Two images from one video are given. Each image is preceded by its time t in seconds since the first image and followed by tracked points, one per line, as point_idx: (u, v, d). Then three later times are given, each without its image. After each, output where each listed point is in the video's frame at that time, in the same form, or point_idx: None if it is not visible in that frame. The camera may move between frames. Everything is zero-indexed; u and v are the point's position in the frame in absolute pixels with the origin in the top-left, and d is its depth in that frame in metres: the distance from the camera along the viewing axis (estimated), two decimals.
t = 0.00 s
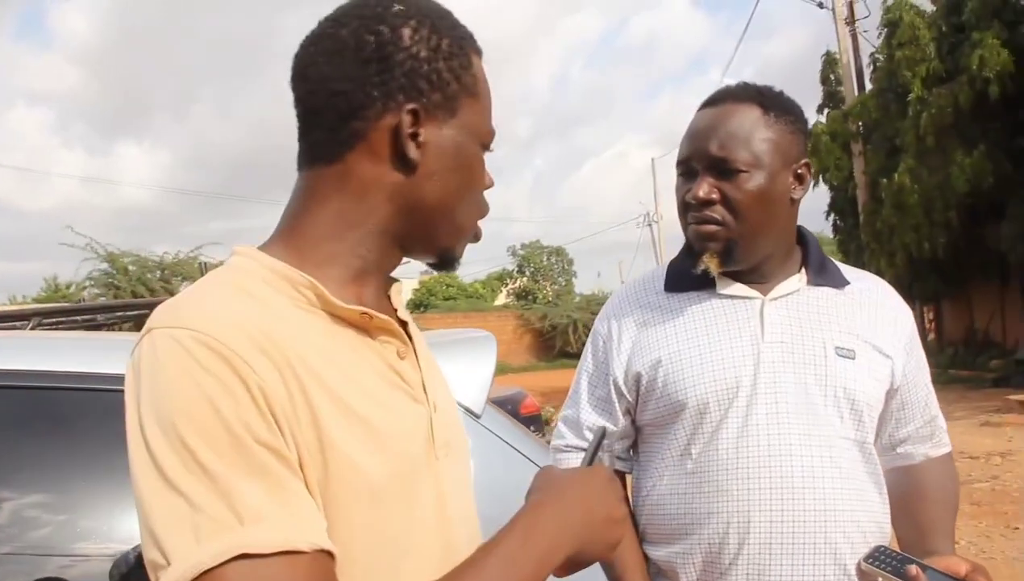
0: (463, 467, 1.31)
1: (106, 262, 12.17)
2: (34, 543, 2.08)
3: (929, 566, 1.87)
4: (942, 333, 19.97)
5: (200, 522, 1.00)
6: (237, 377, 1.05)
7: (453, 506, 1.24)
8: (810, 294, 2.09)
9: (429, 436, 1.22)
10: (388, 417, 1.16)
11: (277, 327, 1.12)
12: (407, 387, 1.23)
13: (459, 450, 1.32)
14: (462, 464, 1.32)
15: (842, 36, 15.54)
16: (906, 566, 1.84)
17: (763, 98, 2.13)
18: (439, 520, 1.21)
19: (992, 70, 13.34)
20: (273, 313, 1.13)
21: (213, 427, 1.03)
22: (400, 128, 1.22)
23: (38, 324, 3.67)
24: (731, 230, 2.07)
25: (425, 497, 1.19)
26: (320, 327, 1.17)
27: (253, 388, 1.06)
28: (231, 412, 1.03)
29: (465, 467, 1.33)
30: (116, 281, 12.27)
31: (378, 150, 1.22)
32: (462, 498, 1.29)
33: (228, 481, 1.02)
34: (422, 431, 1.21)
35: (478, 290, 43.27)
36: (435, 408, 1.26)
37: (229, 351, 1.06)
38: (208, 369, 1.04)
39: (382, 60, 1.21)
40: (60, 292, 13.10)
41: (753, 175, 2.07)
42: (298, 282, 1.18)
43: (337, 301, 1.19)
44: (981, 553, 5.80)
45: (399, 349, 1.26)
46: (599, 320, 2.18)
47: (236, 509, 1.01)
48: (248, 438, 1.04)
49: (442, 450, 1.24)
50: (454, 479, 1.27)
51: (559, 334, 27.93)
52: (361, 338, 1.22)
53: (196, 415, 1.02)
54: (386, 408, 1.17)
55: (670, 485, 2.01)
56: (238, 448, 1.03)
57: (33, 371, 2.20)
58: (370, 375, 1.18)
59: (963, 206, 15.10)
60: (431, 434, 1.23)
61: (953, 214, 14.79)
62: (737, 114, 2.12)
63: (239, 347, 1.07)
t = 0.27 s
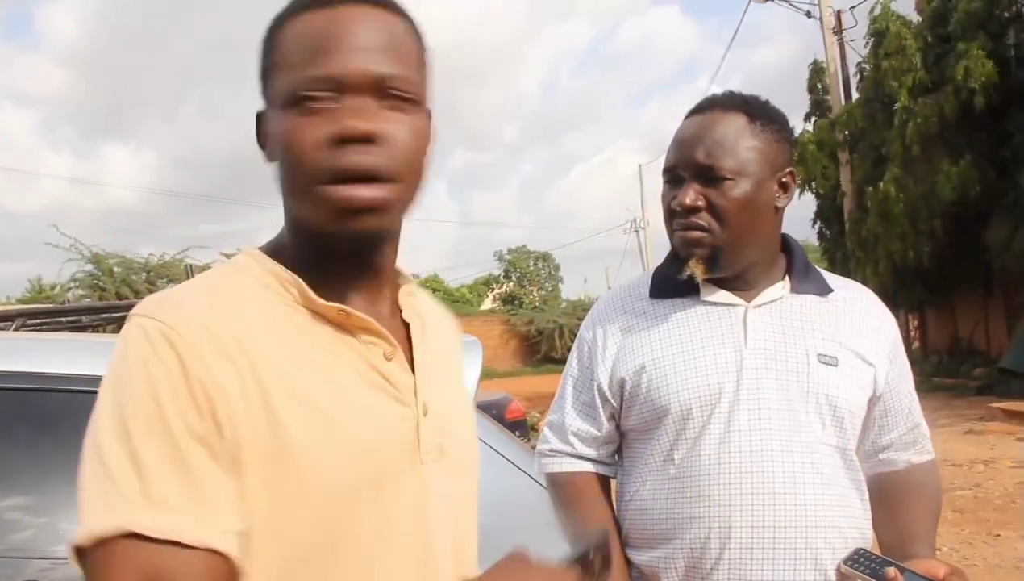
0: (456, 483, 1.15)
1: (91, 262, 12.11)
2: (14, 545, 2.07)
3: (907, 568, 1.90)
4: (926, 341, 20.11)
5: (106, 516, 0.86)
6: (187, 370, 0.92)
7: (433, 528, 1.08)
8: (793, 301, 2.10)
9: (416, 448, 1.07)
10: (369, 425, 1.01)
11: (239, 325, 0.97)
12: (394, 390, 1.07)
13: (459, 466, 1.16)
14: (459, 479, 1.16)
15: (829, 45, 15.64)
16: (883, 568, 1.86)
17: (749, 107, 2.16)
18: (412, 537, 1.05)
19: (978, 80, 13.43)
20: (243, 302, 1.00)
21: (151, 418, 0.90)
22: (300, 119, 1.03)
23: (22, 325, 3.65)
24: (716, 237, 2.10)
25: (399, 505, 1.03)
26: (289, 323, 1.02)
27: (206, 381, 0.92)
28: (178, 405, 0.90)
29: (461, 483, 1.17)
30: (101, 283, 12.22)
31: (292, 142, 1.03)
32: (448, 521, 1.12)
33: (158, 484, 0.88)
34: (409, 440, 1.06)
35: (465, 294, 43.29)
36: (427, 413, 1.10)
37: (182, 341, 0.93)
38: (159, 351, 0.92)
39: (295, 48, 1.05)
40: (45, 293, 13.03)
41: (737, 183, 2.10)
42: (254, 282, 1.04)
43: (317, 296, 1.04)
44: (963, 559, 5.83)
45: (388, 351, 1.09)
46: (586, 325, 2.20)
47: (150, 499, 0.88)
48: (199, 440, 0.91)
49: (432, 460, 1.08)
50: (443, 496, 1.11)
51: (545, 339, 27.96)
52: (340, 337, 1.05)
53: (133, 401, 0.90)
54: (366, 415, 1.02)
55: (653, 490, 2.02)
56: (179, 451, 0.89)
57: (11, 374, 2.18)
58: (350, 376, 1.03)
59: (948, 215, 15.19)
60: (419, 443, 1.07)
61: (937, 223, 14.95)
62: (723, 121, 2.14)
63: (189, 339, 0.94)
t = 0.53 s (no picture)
0: (441, 485, 1.21)
1: (82, 269, 12.06)
2: (6, 555, 2.07)
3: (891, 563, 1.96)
4: (917, 338, 20.20)
5: (95, 489, 1.14)
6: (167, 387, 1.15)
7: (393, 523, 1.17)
8: (779, 303, 2.13)
9: (383, 445, 1.17)
10: (324, 429, 1.15)
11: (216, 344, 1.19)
12: (360, 393, 1.18)
13: (453, 463, 1.21)
14: (451, 481, 1.21)
15: (818, 45, 15.71)
16: (869, 562, 1.91)
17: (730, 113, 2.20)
18: (373, 526, 1.16)
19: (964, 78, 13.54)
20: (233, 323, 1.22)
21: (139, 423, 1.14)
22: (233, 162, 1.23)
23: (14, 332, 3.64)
24: (701, 239, 2.13)
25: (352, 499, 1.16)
26: (262, 337, 1.20)
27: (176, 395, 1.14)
28: (158, 410, 1.14)
29: (455, 484, 1.22)
30: (92, 290, 12.17)
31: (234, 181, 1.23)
32: (422, 518, 1.19)
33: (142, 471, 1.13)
34: (371, 440, 1.17)
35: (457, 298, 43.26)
36: (400, 415, 1.18)
37: (164, 362, 1.16)
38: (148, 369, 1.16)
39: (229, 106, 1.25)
40: (35, 301, 12.96)
41: (720, 186, 2.13)
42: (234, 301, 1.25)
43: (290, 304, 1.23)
44: (955, 555, 5.87)
45: (356, 353, 1.20)
46: (576, 329, 2.24)
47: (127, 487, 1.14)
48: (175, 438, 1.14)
49: (402, 458, 1.18)
50: (420, 492, 1.19)
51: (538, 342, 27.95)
52: (318, 345, 1.20)
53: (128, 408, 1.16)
54: (318, 418, 1.15)
55: (643, 490, 2.05)
56: (158, 447, 1.13)
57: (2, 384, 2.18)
58: (313, 379, 1.18)
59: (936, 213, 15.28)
60: (388, 441, 1.18)
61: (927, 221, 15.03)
62: (703, 127, 2.18)
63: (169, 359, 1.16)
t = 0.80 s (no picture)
0: (466, 483, 1.27)
1: (78, 277, 12.06)
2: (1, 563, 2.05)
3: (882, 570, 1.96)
4: (911, 346, 20.28)
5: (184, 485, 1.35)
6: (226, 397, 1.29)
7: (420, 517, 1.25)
8: (771, 316, 2.16)
9: (409, 444, 1.26)
10: (353, 431, 1.25)
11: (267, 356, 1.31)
12: (390, 395, 1.27)
13: (475, 460, 1.27)
14: (476, 479, 1.27)
15: (811, 54, 15.81)
16: (858, 570, 1.92)
17: (715, 128, 2.22)
18: (400, 519, 1.25)
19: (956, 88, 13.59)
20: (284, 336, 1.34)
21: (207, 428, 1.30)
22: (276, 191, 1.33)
23: (12, 342, 3.64)
24: (681, 251, 2.16)
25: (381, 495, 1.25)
26: (304, 348, 1.32)
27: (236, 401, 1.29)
28: (220, 416, 1.29)
29: (478, 483, 1.28)
30: (88, 299, 12.18)
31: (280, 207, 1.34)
32: (447, 509, 1.26)
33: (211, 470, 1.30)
34: (397, 439, 1.26)
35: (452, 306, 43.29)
36: (426, 415, 1.26)
37: (224, 374, 1.31)
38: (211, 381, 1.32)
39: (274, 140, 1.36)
40: (30, 309, 12.95)
41: (699, 200, 2.14)
42: (285, 318, 1.37)
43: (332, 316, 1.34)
44: (951, 564, 5.90)
45: (385, 357, 1.29)
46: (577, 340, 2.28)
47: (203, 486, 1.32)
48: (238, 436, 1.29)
49: (426, 457, 1.26)
50: (445, 489, 1.26)
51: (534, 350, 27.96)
52: (355, 351, 1.31)
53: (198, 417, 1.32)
54: (349, 418, 1.26)
55: (638, 499, 2.07)
56: (219, 451, 1.29)
57: None
58: (345, 384, 1.28)
59: (930, 222, 15.35)
60: (412, 440, 1.26)
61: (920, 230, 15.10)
62: (686, 143, 2.21)
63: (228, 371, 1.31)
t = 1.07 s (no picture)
0: (501, 481, 1.37)
1: (74, 282, 12.05)
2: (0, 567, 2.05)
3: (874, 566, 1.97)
4: (907, 346, 20.33)
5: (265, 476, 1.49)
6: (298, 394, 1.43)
7: (459, 514, 1.36)
8: (768, 317, 2.18)
9: (450, 442, 1.37)
10: (400, 429, 1.37)
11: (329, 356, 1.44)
12: (435, 395, 1.38)
13: (511, 458, 1.37)
14: (511, 477, 1.37)
15: (806, 55, 15.85)
16: (852, 566, 1.94)
17: (711, 134, 2.24)
18: (440, 513, 1.36)
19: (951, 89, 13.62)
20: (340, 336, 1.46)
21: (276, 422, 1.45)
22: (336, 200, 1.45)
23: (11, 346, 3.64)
24: (677, 253, 2.17)
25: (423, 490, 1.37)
26: (359, 352, 1.44)
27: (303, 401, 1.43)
28: (294, 414, 1.43)
29: (514, 482, 1.37)
30: (84, 303, 12.18)
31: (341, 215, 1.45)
32: (484, 513, 1.37)
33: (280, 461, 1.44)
34: (441, 438, 1.37)
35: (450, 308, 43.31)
36: (467, 416, 1.36)
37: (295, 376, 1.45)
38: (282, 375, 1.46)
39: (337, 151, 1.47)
40: (26, 313, 12.94)
41: (695, 203, 2.16)
42: (344, 319, 1.49)
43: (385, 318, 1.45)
44: (947, 561, 5.92)
45: (432, 362, 1.40)
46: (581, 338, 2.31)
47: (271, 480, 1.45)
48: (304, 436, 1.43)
49: (467, 454, 1.36)
50: (481, 486, 1.36)
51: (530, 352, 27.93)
52: (406, 353, 1.42)
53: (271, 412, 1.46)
54: (398, 417, 1.37)
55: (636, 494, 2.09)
56: (292, 442, 1.43)
57: None
58: (395, 383, 1.40)
59: (925, 222, 15.39)
60: (453, 439, 1.36)
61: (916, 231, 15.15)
62: (683, 148, 2.23)
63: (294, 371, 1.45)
